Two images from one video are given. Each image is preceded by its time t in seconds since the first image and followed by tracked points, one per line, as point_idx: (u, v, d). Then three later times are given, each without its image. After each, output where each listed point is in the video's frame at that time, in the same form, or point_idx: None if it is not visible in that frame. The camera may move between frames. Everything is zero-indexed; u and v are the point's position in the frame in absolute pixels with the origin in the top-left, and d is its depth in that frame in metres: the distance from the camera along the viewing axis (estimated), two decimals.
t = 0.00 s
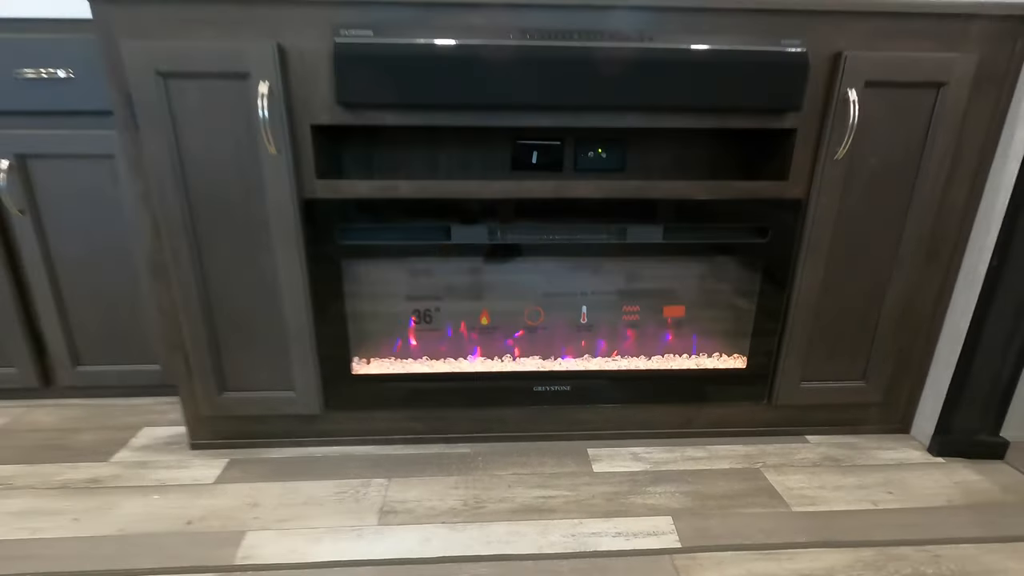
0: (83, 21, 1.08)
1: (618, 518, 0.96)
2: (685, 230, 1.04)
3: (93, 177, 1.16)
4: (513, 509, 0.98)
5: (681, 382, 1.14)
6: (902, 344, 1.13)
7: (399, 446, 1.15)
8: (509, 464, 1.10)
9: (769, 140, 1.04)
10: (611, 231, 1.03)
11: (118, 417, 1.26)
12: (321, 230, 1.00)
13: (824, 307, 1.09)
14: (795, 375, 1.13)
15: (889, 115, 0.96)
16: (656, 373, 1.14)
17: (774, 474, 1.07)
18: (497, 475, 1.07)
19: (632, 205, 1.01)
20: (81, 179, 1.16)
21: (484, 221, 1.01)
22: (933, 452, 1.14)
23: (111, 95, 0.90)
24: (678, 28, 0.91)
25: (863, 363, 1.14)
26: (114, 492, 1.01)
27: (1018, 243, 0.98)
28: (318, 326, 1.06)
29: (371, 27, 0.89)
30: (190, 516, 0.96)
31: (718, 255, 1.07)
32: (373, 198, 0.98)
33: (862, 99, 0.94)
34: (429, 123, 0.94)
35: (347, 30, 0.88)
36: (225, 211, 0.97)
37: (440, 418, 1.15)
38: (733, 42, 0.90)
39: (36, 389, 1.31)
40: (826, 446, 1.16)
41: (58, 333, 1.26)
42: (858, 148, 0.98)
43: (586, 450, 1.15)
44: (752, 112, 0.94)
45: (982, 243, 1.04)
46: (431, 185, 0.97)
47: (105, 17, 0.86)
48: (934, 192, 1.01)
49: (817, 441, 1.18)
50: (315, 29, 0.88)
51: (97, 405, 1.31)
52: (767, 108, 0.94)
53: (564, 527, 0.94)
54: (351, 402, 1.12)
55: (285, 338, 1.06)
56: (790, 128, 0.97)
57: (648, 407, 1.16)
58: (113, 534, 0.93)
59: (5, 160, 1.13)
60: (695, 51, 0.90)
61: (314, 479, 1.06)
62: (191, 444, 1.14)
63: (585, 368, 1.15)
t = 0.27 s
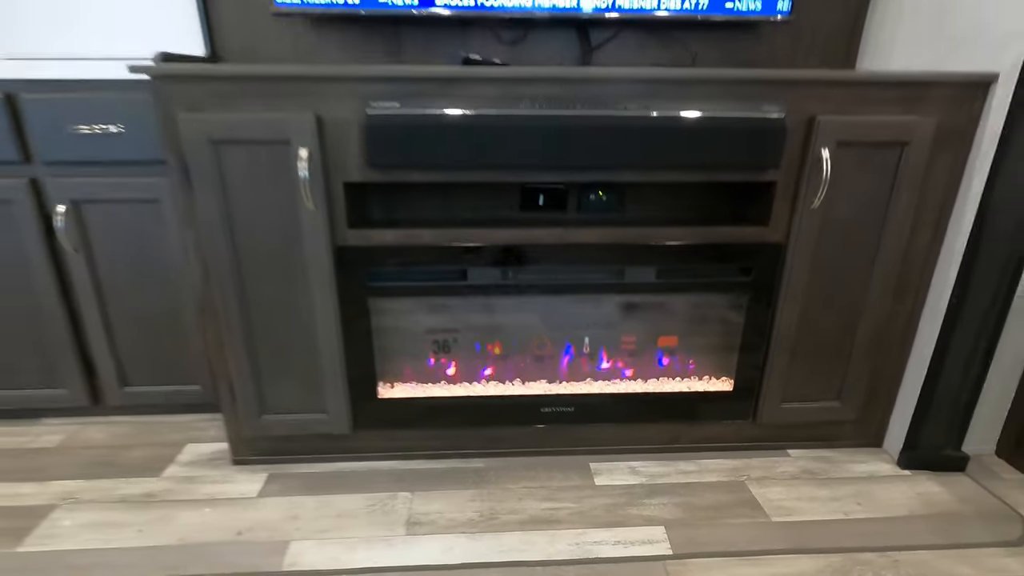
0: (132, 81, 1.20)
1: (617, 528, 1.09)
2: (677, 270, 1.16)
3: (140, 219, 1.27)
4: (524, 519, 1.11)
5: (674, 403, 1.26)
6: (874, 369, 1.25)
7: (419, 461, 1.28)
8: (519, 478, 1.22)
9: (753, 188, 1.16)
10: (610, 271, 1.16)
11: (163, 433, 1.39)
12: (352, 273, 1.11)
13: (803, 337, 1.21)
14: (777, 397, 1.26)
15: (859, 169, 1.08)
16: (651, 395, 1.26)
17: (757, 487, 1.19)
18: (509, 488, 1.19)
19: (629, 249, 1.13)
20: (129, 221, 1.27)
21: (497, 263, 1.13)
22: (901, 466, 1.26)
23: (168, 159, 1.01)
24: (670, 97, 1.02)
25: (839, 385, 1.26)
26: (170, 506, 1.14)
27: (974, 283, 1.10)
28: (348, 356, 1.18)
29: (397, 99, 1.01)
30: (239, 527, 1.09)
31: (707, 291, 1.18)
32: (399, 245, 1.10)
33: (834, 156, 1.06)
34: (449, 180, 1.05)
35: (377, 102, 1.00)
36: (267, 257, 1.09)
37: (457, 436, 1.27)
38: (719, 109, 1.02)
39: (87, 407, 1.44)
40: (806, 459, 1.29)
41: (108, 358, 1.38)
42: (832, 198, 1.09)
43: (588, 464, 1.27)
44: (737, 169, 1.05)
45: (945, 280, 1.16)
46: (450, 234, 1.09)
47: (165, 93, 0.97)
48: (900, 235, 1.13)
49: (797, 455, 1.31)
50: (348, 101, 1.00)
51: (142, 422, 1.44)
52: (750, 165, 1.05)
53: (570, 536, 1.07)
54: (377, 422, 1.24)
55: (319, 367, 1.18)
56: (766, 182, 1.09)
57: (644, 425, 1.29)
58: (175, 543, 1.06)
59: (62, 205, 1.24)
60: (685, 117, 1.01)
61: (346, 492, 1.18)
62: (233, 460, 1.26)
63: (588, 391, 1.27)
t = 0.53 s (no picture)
0: (175, 122, 1.32)
1: (616, 517, 1.24)
2: (668, 288, 1.30)
3: (182, 245, 1.41)
4: (534, 510, 1.26)
5: (666, 405, 1.41)
6: (844, 373, 1.40)
7: (438, 459, 1.43)
8: (528, 474, 1.37)
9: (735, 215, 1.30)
10: (609, 291, 1.30)
11: (205, 437, 1.53)
12: (379, 295, 1.25)
13: (781, 346, 1.36)
14: (758, 399, 1.40)
15: (828, 200, 1.21)
16: (646, 399, 1.41)
17: (740, 480, 1.35)
18: (520, 483, 1.34)
19: (625, 271, 1.27)
20: (173, 247, 1.41)
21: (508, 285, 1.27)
22: (870, 459, 1.41)
23: (217, 199, 1.15)
24: (660, 139, 1.16)
25: (814, 388, 1.41)
26: (220, 502, 1.29)
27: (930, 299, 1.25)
28: (375, 367, 1.32)
29: (419, 144, 1.14)
30: (283, 520, 1.24)
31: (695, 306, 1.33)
32: (421, 270, 1.24)
33: (806, 189, 1.20)
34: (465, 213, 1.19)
35: (401, 147, 1.13)
36: (304, 282, 1.22)
37: (472, 437, 1.42)
38: (702, 150, 1.16)
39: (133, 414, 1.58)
40: (784, 454, 1.44)
41: (154, 369, 1.52)
42: (804, 225, 1.23)
43: (590, 461, 1.42)
44: (719, 201, 1.19)
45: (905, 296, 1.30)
46: (466, 260, 1.23)
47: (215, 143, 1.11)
48: (866, 257, 1.27)
49: (777, 450, 1.46)
50: (375, 146, 1.13)
51: (185, 426, 1.58)
52: (731, 199, 1.19)
53: (574, 524, 1.22)
54: (401, 425, 1.39)
55: (349, 377, 1.32)
56: (744, 211, 1.23)
57: (640, 425, 1.43)
58: (228, 535, 1.20)
59: (113, 233, 1.38)
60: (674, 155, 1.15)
61: (375, 488, 1.33)
62: (272, 460, 1.41)
63: (589, 396, 1.42)
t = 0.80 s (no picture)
0: (211, 144, 1.45)
1: (613, 499, 1.39)
2: (660, 294, 1.44)
3: (217, 255, 1.54)
4: (540, 494, 1.40)
5: (659, 399, 1.55)
6: (821, 370, 1.54)
7: (452, 449, 1.57)
8: (534, 461, 1.52)
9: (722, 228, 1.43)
10: (607, 297, 1.44)
11: (239, 429, 1.68)
12: (400, 302, 1.39)
13: (763, 345, 1.49)
14: (743, 393, 1.54)
15: (804, 215, 1.35)
16: (640, 393, 1.55)
17: (725, 466, 1.49)
18: (526, 470, 1.49)
19: (622, 279, 1.41)
20: (209, 257, 1.54)
21: (515, 292, 1.41)
22: (844, 447, 1.56)
23: (255, 218, 1.28)
24: (652, 162, 1.30)
25: (793, 383, 1.55)
26: (257, 488, 1.44)
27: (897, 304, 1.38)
28: (396, 367, 1.46)
29: (436, 168, 1.28)
30: (316, 503, 1.38)
31: (685, 310, 1.47)
32: (437, 279, 1.37)
33: (784, 206, 1.33)
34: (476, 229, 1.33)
35: (420, 171, 1.27)
36: (332, 291, 1.36)
37: (483, 429, 1.56)
38: (690, 171, 1.29)
39: (172, 408, 1.72)
40: (766, 443, 1.59)
41: (191, 367, 1.66)
42: (783, 237, 1.37)
43: (590, 449, 1.57)
44: (706, 217, 1.32)
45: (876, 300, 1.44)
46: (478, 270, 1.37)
47: (254, 169, 1.24)
48: (839, 265, 1.41)
49: (760, 439, 1.60)
50: (396, 171, 1.27)
51: (219, 420, 1.73)
52: (717, 216, 1.32)
53: (576, 506, 1.37)
54: (419, 419, 1.53)
55: (372, 376, 1.46)
56: (728, 225, 1.36)
57: (635, 418, 1.57)
58: (267, 516, 1.35)
59: (154, 246, 1.51)
60: (662, 177, 1.28)
61: (396, 475, 1.48)
62: (302, 450, 1.56)
63: (589, 391, 1.56)
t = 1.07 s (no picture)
0: (236, 161, 1.57)
1: (608, 481, 1.53)
2: (651, 295, 1.57)
3: (242, 262, 1.67)
4: (542, 477, 1.55)
5: (651, 390, 1.69)
6: (799, 361, 1.67)
7: (461, 437, 1.71)
8: (537, 447, 1.66)
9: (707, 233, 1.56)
10: (602, 297, 1.57)
11: (265, 421, 1.82)
12: (413, 305, 1.52)
13: (745, 339, 1.63)
14: (728, 383, 1.68)
15: (781, 221, 1.48)
16: (633, 385, 1.69)
17: (711, 450, 1.64)
18: (530, 455, 1.63)
19: (615, 281, 1.54)
20: (235, 264, 1.67)
21: (518, 294, 1.54)
22: (821, 432, 1.70)
23: (281, 231, 1.41)
24: (641, 175, 1.43)
25: (774, 374, 1.69)
26: (286, 474, 1.59)
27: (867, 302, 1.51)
28: (409, 363, 1.60)
29: (444, 184, 1.40)
30: (340, 487, 1.53)
31: (674, 309, 1.60)
32: (447, 284, 1.51)
33: (763, 213, 1.46)
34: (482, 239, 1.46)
35: (430, 187, 1.39)
36: (351, 296, 1.49)
37: (489, 418, 1.70)
38: (677, 184, 1.42)
39: (201, 402, 1.86)
40: (750, 429, 1.73)
41: (219, 364, 1.80)
42: (762, 242, 1.50)
43: (588, 436, 1.71)
44: (692, 225, 1.45)
45: (848, 298, 1.57)
46: (484, 275, 1.50)
47: (280, 187, 1.37)
48: (814, 266, 1.54)
49: (744, 425, 1.75)
50: (409, 187, 1.40)
51: (246, 412, 1.87)
52: (701, 223, 1.45)
53: (574, 487, 1.51)
54: (431, 410, 1.67)
55: (388, 372, 1.60)
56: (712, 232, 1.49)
57: (629, 407, 1.72)
58: (296, 499, 1.50)
59: (185, 254, 1.64)
60: (650, 190, 1.41)
61: (411, 460, 1.62)
62: (324, 440, 1.70)
63: (587, 383, 1.70)
